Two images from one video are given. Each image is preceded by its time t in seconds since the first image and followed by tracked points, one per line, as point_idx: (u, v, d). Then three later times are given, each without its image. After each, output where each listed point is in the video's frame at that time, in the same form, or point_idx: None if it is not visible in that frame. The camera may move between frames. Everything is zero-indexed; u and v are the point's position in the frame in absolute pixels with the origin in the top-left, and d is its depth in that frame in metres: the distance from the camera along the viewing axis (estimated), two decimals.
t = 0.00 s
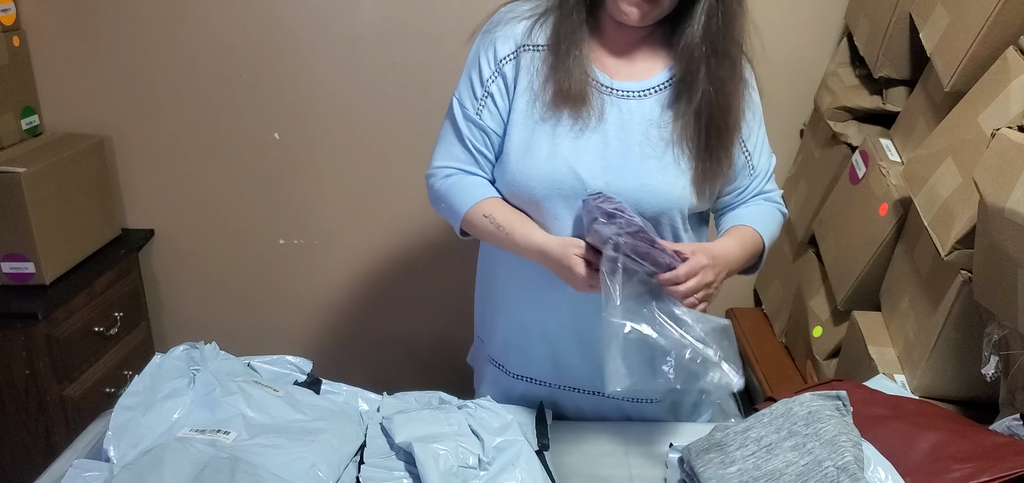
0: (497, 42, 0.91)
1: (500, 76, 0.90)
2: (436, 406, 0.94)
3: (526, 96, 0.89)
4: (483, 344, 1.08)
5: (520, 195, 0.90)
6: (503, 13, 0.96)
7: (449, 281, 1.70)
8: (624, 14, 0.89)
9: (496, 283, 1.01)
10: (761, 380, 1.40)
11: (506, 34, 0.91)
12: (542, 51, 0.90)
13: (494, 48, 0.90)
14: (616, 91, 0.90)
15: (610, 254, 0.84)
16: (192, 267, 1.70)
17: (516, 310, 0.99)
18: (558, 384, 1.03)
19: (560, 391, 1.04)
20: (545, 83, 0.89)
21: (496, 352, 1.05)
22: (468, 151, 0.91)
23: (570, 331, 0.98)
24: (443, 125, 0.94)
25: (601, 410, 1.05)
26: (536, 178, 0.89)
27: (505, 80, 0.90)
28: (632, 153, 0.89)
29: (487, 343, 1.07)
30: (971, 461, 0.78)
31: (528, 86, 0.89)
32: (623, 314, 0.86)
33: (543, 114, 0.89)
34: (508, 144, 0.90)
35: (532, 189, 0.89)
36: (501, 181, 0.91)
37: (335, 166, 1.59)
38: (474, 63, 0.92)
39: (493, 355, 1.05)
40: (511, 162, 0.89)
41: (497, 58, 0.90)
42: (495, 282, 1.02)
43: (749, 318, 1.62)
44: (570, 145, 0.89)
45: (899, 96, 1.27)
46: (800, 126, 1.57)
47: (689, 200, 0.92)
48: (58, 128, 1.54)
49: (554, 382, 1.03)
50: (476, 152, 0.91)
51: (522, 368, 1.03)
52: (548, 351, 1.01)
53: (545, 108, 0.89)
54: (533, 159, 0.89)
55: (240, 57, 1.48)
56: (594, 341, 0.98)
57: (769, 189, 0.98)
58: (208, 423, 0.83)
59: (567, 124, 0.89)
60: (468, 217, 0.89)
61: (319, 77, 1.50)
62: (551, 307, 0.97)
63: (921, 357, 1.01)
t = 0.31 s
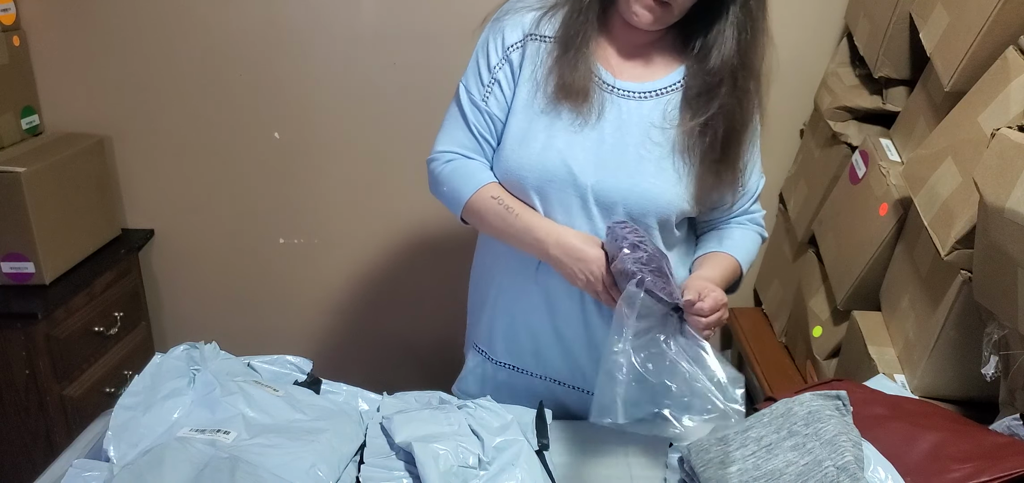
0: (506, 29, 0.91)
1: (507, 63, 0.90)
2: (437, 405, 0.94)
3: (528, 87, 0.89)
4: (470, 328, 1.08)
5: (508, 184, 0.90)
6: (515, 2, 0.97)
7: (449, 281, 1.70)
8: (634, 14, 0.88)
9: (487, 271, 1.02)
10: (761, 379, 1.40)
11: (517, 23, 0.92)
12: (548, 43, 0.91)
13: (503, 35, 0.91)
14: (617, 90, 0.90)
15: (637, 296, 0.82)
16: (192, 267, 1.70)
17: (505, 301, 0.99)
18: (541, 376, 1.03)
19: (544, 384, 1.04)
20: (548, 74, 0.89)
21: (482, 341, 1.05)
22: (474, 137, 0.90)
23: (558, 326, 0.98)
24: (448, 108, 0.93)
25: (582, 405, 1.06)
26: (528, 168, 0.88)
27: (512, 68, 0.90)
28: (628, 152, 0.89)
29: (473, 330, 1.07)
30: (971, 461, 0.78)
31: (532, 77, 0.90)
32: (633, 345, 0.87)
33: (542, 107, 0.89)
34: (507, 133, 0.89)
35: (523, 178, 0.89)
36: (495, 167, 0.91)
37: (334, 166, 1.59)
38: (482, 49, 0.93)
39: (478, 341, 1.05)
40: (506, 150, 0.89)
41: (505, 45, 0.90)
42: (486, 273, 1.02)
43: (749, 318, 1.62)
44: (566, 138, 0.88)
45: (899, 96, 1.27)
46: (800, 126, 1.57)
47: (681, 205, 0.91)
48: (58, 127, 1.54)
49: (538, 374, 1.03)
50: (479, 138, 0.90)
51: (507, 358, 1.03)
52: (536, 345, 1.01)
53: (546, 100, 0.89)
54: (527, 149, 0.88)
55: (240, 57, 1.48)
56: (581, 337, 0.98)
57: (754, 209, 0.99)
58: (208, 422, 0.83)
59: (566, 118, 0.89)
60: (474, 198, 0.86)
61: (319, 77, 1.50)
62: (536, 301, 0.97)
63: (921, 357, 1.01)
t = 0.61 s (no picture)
0: (515, 27, 0.91)
1: (516, 61, 0.90)
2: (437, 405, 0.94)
3: (538, 85, 0.89)
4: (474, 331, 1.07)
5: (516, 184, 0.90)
6: None
7: (448, 281, 1.70)
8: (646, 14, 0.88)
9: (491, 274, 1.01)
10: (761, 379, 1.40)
11: (526, 21, 0.92)
12: (559, 42, 0.90)
13: (512, 33, 0.91)
14: (626, 91, 0.90)
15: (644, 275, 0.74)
16: (192, 266, 1.70)
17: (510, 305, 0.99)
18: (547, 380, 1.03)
19: (548, 389, 1.03)
20: (558, 73, 0.89)
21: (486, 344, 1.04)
22: (482, 133, 0.89)
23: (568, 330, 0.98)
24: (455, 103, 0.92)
25: (587, 410, 1.05)
26: (538, 167, 0.88)
27: (521, 65, 0.90)
28: (639, 153, 0.89)
29: (477, 333, 1.06)
30: (972, 461, 0.79)
31: (542, 75, 0.89)
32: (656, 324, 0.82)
33: (554, 105, 0.89)
34: (518, 131, 0.89)
35: (532, 178, 0.89)
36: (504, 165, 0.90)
37: (335, 166, 1.59)
38: (489, 46, 0.92)
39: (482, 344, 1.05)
40: (516, 150, 0.89)
41: (514, 43, 0.90)
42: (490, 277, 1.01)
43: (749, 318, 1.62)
44: (577, 137, 0.89)
45: (899, 96, 1.27)
46: (800, 126, 1.57)
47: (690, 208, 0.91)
48: (59, 127, 1.54)
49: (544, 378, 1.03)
50: (488, 135, 0.90)
51: (511, 360, 1.02)
52: (543, 348, 1.00)
53: (556, 98, 0.89)
54: (538, 149, 0.88)
55: (240, 57, 1.48)
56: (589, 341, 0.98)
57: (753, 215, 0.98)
58: (208, 422, 0.83)
59: (578, 118, 0.89)
60: (477, 189, 0.83)
61: (320, 77, 1.50)
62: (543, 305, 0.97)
63: (921, 357, 1.01)
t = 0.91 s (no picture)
0: (521, 25, 0.90)
1: (518, 58, 0.89)
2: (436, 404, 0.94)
3: (546, 84, 0.88)
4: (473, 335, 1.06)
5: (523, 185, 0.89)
6: None
7: (448, 281, 1.70)
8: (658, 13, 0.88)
9: (491, 275, 0.99)
10: (761, 379, 1.40)
11: (535, 19, 0.91)
12: (570, 41, 0.89)
13: (517, 30, 0.90)
14: (638, 92, 0.89)
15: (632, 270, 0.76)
16: (192, 266, 1.70)
17: (513, 306, 0.98)
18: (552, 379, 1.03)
19: (552, 388, 1.04)
20: (568, 72, 0.89)
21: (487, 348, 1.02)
22: (474, 129, 0.90)
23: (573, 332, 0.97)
24: (454, 100, 0.93)
25: (590, 408, 1.05)
26: (549, 167, 0.87)
27: (524, 63, 0.89)
28: (650, 154, 0.89)
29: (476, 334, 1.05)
30: (972, 461, 0.78)
31: (552, 74, 0.89)
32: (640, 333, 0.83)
33: (564, 104, 0.88)
34: (524, 130, 0.88)
35: (543, 176, 0.88)
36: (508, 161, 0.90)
37: (335, 166, 1.59)
38: (495, 43, 0.91)
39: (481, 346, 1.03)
40: (524, 149, 0.88)
41: (518, 41, 0.89)
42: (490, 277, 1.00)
43: (750, 318, 1.62)
44: (588, 137, 0.88)
45: (898, 96, 1.27)
46: (800, 126, 1.57)
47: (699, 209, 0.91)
48: (58, 127, 1.54)
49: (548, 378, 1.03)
50: (482, 133, 0.90)
51: (515, 362, 1.02)
52: (547, 350, 1.00)
53: (567, 98, 0.88)
54: (548, 148, 0.87)
55: (240, 56, 1.48)
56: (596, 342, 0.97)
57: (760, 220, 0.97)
58: (208, 422, 0.83)
59: (590, 118, 0.88)
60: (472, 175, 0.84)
61: (320, 77, 1.50)
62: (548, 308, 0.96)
63: (921, 357, 1.01)
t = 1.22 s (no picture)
0: (533, 21, 0.90)
1: (532, 55, 0.89)
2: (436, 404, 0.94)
3: (556, 82, 0.88)
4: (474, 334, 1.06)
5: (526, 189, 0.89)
6: None
7: (448, 281, 1.70)
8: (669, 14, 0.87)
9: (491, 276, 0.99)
10: (761, 378, 1.40)
11: (545, 17, 0.91)
12: (579, 40, 0.89)
13: (529, 27, 0.89)
14: (643, 93, 0.89)
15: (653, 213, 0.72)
16: (192, 266, 1.70)
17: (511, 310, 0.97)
18: (553, 380, 1.02)
19: (553, 388, 1.03)
20: (576, 71, 0.88)
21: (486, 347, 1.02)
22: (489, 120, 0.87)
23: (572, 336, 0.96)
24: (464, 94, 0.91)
25: (592, 408, 1.05)
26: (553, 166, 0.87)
27: (537, 60, 0.89)
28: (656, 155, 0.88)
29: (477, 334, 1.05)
30: (971, 461, 0.78)
31: (560, 72, 0.89)
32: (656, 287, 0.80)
33: (573, 102, 0.88)
34: (532, 129, 0.88)
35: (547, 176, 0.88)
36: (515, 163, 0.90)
37: (335, 166, 1.59)
38: (506, 38, 0.91)
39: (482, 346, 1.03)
40: (529, 148, 0.87)
41: (530, 37, 0.89)
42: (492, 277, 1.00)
43: (749, 317, 1.62)
44: (594, 137, 0.88)
45: (898, 96, 1.27)
46: (800, 126, 1.57)
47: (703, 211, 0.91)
48: (58, 127, 1.54)
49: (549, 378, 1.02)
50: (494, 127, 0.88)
51: (515, 363, 1.02)
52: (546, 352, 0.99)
53: (575, 96, 0.88)
54: (555, 147, 0.87)
55: (241, 56, 1.48)
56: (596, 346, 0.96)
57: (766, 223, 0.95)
58: (208, 422, 0.83)
59: (599, 118, 0.88)
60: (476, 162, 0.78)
61: (319, 76, 1.50)
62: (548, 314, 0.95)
63: (921, 357, 1.01)
